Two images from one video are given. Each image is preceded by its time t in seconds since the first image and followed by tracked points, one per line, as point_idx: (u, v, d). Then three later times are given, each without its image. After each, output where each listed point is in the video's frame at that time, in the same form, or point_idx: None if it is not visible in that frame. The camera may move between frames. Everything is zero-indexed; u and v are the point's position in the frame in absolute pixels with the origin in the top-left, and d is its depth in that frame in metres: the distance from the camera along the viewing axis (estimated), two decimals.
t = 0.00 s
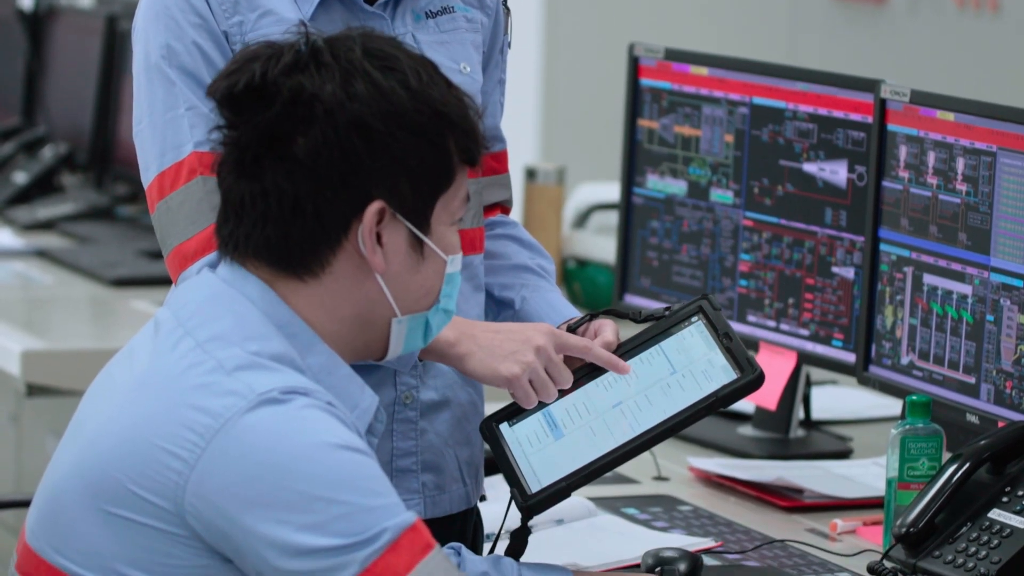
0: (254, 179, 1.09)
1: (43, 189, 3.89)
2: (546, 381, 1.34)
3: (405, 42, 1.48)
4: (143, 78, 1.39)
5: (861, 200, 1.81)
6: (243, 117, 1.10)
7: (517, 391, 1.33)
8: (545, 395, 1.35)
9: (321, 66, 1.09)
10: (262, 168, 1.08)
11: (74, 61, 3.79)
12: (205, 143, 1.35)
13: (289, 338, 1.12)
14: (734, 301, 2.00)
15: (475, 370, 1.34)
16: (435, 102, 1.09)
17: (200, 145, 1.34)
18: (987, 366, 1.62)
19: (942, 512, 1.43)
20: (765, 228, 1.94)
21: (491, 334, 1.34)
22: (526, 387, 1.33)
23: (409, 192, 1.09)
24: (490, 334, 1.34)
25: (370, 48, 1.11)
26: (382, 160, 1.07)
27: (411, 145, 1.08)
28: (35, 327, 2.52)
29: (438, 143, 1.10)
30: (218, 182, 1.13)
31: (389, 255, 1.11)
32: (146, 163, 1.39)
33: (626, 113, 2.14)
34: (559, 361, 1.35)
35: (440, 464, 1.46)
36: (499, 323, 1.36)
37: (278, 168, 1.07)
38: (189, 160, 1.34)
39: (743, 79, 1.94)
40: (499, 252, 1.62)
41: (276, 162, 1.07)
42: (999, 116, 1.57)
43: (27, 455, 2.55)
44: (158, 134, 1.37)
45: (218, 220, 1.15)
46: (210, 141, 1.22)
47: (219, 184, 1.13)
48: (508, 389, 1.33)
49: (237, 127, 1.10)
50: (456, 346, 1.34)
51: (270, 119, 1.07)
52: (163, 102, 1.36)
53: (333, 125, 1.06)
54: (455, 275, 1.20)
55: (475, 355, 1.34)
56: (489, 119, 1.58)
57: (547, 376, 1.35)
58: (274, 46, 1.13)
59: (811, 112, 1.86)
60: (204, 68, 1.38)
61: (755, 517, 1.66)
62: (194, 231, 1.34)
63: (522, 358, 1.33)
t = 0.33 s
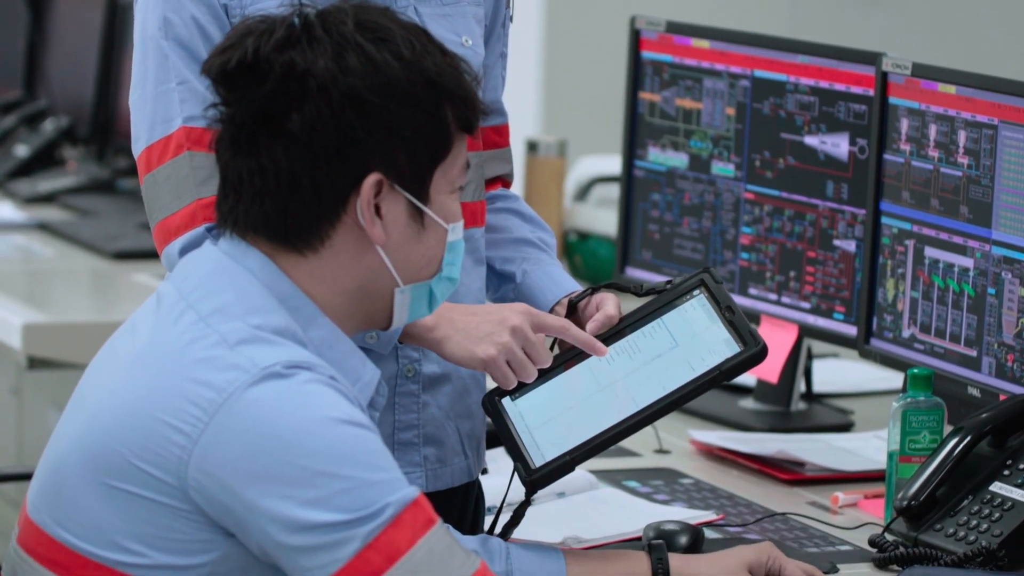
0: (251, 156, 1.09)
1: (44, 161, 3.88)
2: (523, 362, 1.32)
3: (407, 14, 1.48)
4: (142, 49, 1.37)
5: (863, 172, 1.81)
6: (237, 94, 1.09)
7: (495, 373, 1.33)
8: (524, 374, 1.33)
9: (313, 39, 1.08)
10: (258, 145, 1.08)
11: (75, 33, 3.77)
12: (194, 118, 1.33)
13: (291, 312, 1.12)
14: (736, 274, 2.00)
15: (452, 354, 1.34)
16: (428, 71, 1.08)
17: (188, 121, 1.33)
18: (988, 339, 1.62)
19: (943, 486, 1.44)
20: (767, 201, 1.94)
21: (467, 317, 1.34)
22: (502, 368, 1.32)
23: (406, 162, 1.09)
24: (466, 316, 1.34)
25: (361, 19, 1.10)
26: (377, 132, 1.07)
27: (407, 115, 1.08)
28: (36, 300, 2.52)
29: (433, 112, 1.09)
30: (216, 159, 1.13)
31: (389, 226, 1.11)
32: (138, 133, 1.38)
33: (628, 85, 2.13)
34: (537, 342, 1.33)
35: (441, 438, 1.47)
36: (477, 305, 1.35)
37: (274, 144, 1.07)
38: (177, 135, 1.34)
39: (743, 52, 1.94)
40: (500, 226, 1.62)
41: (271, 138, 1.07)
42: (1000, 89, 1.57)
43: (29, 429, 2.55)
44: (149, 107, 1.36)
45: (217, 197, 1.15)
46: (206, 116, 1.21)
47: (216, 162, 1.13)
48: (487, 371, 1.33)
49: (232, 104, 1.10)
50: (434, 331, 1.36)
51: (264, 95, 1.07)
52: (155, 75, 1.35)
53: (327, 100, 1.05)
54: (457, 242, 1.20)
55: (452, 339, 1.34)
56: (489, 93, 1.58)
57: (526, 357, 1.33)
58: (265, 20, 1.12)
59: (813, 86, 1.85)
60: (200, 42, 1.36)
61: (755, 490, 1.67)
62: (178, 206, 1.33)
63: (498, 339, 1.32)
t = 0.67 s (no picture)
0: (252, 131, 1.08)
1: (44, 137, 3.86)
2: (504, 351, 1.32)
3: None
4: (141, 24, 1.35)
5: (864, 148, 1.80)
6: (238, 70, 1.08)
7: (475, 360, 1.32)
8: (505, 364, 1.33)
9: (313, 14, 1.07)
10: (258, 120, 1.07)
11: (75, 9, 3.75)
12: (188, 96, 1.32)
13: (291, 288, 1.12)
14: (737, 250, 2.00)
15: (434, 339, 1.34)
16: (428, 45, 1.08)
17: (181, 100, 1.32)
18: (989, 315, 1.61)
19: (945, 462, 1.44)
20: (767, 176, 1.93)
21: (452, 304, 1.34)
22: (483, 357, 1.32)
23: (407, 135, 1.09)
24: (451, 303, 1.34)
25: None
26: (379, 107, 1.06)
27: (407, 89, 1.07)
28: (37, 277, 2.52)
29: (433, 86, 1.09)
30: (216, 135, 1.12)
31: (390, 200, 1.11)
32: (130, 108, 1.38)
33: (629, 61, 2.12)
34: (518, 332, 1.33)
35: (442, 413, 1.47)
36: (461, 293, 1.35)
37: (275, 120, 1.06)
38: (169, 113, 1.33)
39: (744, 28, 1.93)
40: (501, 203, 1.62)
41: (272, 114, 1.07)
42: (1000, 65, 1.56)
43: (31, 407, 2.54)
44: (143, 82, 1.34)
45: (217, 171, 1.14)
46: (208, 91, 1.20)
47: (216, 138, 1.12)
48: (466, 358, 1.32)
49: (233, 80, 1.09)
50: (418, 317, 1.35)
51: (265, 71, 1.06)
52: (151, 51, 1.33)
53: (328, 76, 1.05)
54: (457, 219, 1.20)
55: (435, 325, 1.34)
56: (489, 69, 1.57)
57: (506, 347, 1.33)
58: None
59: (814, 61, 1.85)
60: (198, 20, 1.33)
61: (755, 466, 1.67)
62: (168, 183, 1.33)
63: (479, 328, 1.32)
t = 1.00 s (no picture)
0: (297, 112, 1.05)
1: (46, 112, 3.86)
2: (503, 326, 1.31)
3: None
4: None
5: (866, 124, 1.80)
6: (289, 49, 1.05)
7: (474, 336, 1.31)
8: (504, 340, 1.32)
9: None
10: (305, 102, 1.04)
11: None
12: (186, 71, 1.31)
13: (293, 263, 1.11)
14: (739, 226, 1.99)
15: (433, 316, 1.32)
16: (469, 38, 1.09)
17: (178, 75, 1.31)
18: (990, 291, 1.61)
19: (946, 438, 1.44)
20: (769, 152, 1.93)
21: (451, 279, 1.33)
22: (482, 333, 1.31)
23: (442, 125, 1.10)
24: (451, 278, 1.33)
25: None
26: (426, 96, 1.07)
27: (450, 81, 1.08)
28: (37, 253, 2.51)
29: (469, 78, 1.10)
30: (245, 110, 1.08)
31: (416, 187, 1.11)
32: (129, 83, 1.37)
33: (630, 36, 2.12)
34: (517, 307, 1.32)
35: (442, 388, 1.47)
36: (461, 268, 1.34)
37: (326, 103, 1.04)
38: (167, 88, 1.32)
39: (745, 3, 1.92)
40: (502, 177, 1.61)
41: (323, 96, 1.04)
42: (1001, 40, 1.55)
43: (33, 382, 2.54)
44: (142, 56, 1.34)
45: (238, 144, 1.10)
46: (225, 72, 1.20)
47: (244, 112, 1.08)
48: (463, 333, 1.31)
49: (281, 59, 1.05)
50: (416, 291, 1.33)
51: (323, 54, 1.03)
52: (150, 25, 1.33)
53: (388, 64, 1.04)
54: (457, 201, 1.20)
55: (435, 300, 1.32)
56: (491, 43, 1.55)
57: (505, 322, 1.32)
58: None
59: (815, 37, 1.84)
60: None
61: (756, 442, 1.67)
62: (166, 158, 1.33)
63: (478, 303, 1.31)
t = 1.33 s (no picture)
0: (299, 95, 1.05)
1: (47, 97, 3.85)
2: (549, 276, 1.32)
3: None
4: None
5: (867, 107, 1.79)
6: (290, 32, 1.05)
7: (519, 288, 1.33)
8: (551, 289, 1.33)
9: None
10: (308, 85, 1.04)
11: None
12: (202, 54, 1.31)
13: (296, 247, 1.11)
14: (740, 210, 1.99)
15: (478, 272, 1.34)
16: (473, 22, 1.08)
17: (195, 57, 1.31)
18: (992, 275, 1.61)
19: (947, 422, 1.44)
20: (770, 136, 1.92)
21: (492, 235, 1.35)
22: (528, 283, 1.32)
23: (446, 109, 1.09)
24: (491, 234, 1.35)
25: None
26: (429, 81, 1.06)
27: (453, 65, 1.07)
28: (38, 236, 2.51)
29: (473, 63, 1.09)
30: (247, 93, 1.08)
31: (419, 170, 1.11)
32: (145, 75, 1.37)
33: (631, 21, 2.12)
34: (562, 256, 1.33)
35: (445, 369, 1.46)
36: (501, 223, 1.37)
37: (328, 87, 1.04)
38: (186, 72, 1.32)
39: None
40: (501, 158, 1.61)
41: (325, 79, 1.04)
42: (1002, 24, 1.55)
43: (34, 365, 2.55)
44: (155, 45, 1.34)
45: (241, 129, 1.10)
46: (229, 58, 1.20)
47: (247, 95, 1.08)
48: (513, 287, 1.33)
49: (283, 42, 1.05)
50: (457, 249, 1.35)
51: (325, 37, 1.03)
52: (161, 15, 1.33)
53: (390, 47, 1.03)
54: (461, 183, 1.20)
55: (477, 257, 1.34)
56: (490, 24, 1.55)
57: (550, 272, 1.33)
58: None
59: (815, 21, 1.83)
60: None
61: (758, 424, 1.67)
62: (192, 142, 1.32)
63: (523, 256, 1.32)
